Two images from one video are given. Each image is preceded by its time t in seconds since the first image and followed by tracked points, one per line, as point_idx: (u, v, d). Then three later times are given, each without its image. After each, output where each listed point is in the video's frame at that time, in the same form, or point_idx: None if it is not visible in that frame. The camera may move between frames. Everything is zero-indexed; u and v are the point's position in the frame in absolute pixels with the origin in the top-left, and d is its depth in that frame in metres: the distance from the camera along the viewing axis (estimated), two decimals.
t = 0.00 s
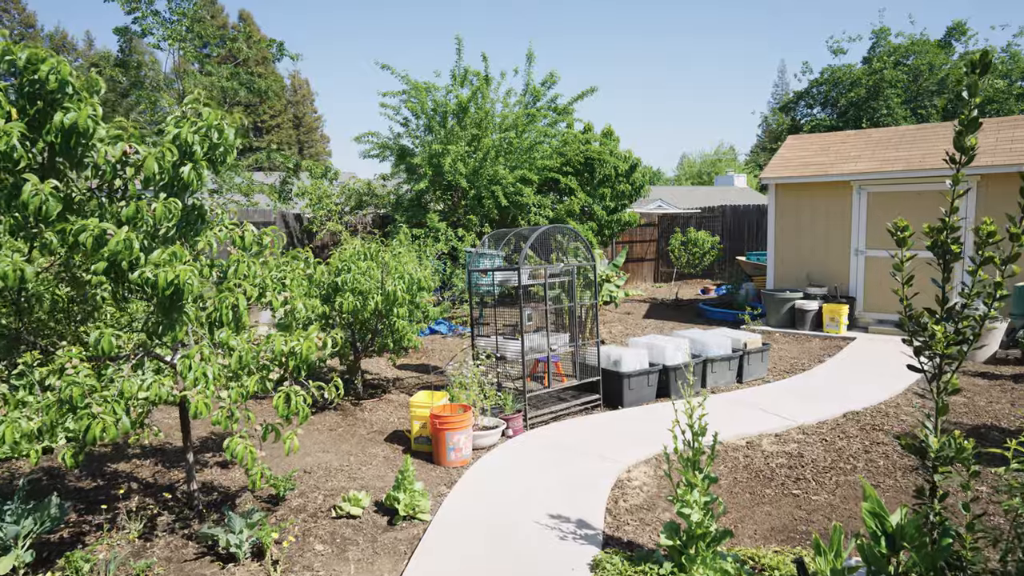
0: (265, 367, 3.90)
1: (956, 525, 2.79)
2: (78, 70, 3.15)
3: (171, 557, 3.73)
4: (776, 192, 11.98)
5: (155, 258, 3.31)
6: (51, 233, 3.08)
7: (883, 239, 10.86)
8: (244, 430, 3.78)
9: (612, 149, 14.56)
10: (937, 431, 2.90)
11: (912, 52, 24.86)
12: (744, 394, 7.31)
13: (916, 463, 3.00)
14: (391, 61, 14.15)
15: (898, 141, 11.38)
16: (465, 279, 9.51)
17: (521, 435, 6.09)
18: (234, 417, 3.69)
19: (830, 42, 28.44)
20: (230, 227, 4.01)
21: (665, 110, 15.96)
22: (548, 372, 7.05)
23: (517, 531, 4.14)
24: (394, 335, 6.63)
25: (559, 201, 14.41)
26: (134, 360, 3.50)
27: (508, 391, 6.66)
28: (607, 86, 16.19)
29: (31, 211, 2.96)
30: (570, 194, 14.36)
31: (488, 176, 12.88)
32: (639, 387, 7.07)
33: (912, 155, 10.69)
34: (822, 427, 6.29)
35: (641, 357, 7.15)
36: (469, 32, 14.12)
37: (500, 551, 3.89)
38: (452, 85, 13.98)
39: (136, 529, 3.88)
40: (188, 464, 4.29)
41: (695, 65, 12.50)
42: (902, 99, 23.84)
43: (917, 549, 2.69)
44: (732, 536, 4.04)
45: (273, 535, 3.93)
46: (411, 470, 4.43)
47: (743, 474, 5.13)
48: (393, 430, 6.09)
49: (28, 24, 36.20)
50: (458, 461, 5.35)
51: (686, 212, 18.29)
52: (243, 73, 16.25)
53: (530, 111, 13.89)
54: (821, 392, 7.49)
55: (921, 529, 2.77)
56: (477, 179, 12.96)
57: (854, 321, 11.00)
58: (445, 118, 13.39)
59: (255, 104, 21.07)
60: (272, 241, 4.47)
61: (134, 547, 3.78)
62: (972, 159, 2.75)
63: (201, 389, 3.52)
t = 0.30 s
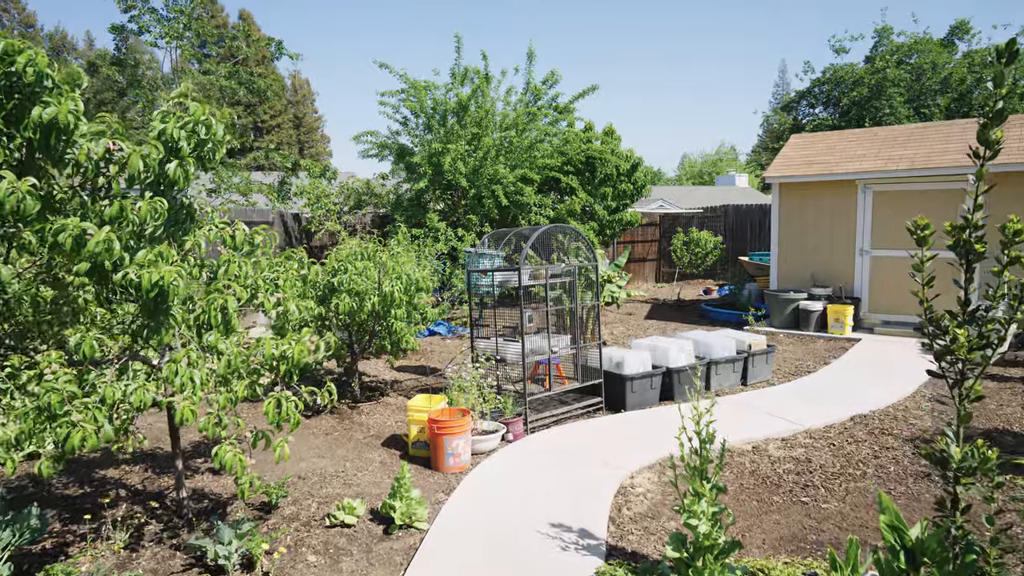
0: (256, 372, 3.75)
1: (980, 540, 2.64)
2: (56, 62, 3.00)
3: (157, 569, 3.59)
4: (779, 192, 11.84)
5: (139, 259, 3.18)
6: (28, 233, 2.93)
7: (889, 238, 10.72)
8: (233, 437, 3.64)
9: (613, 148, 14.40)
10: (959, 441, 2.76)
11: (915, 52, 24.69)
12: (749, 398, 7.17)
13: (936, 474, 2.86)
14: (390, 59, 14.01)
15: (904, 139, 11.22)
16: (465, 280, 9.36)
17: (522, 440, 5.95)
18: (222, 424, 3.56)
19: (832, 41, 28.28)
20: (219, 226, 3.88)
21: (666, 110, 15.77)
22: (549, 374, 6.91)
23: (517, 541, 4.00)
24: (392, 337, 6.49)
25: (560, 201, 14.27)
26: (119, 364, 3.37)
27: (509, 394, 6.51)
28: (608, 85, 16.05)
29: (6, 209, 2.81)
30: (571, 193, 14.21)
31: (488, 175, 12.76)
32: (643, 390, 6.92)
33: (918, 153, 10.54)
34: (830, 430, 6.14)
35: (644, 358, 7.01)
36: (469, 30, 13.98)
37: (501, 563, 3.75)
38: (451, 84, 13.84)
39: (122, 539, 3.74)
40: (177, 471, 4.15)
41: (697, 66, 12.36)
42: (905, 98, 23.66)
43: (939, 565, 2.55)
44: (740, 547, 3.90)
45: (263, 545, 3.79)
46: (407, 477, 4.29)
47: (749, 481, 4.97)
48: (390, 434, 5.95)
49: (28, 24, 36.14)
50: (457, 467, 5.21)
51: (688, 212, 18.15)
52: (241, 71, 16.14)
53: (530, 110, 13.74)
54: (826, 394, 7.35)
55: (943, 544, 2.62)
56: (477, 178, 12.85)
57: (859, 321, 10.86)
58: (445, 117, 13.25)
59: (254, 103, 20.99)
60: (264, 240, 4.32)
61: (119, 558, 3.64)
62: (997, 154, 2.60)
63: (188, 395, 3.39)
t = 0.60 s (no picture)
0: (248, 378, 3.58)
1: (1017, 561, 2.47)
2: (34, 51, 2.84)
3: None
4: (785, 191, 11.68)
5: (123, 259, 3.01)
6: (3, 232, 2.76)
7: (896, 238, 10.55)
8: (223, 447, 3.47)
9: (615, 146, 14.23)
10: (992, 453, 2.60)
11: (919, 50, 24.51)
12: (755, 401, 7.01)
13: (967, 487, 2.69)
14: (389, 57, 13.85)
15: (912, 137, 11.05)
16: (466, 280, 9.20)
17: (524, 445, 5.79)
18: (212, 432, 3.41)
19: (835, 39, 28.09)
20: (212, 225, 3.74)
21: (668, 110, 15.60)
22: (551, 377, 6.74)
23: (519, 553, 3.84)
24: (391, 339, 6.33)
25: (561, 200, 14.10)
26: (103, 370, 3.21)
27: (511, 398, 6.35)
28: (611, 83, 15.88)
29: None
30: (573, 193, 14.04)
31: (489, 174, 12.62)
32: (648, 393, 6.75)
33: (926, 152, 10.37)
34: (840, 436, 5.98)
35: (649, 361, 6.84)
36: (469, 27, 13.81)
37: None
38: (452, 82, 13.68)
39: (107, 552, 3.58)
40: (167, 479, 4.00)
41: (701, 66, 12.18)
42: (909, 97, 23.46)
43: None
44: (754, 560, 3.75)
45: (255, 557, 3.63)
46: (407, 486, 4.13)
47: (758, 489, 4.81)
48: (389, 439, 5.79)
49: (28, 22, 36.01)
50: (457, 475, 5.04)
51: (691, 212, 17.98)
52: (240, 69, 16.02)
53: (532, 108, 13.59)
54: (833, 397, 7.20)
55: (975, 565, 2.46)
56: (478, 177, 12.69)
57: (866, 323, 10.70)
58: (445, 115, 13.11)
59: (254, 101, 20.86)
60: (258, 240, 4.16)
61: (104, 572, 3.49)
62: None
63: (175, 402, 3.24)
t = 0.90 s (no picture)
0: (242, 388, 3.43)
1: None
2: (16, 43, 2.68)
3: None
4: (791, 191, 11.52)
5: (110, 263, 2.86)
6: None
7: (904, 239, 10.40)
8: (217, 460, 3.32)
9: (619, 146, 13.97)
10: None
11: (923, 49, 24.35)
12: (763, 406, 6.86)
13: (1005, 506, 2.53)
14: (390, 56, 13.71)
15: (921, 136, 10.89)
16: (468, 282, 9.07)
17: (528, 453, 5.64)
18: (205, 444, 3.25)
19: (839, 38, 27.92)
20: (206, 227, 3.59)
21: (672, 109, 15.44)
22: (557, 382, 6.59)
23: (525, 569, 3.69)
24: (392, 344, 6.18)
25: (564, 201, 13.96)
26: (90, 380, 3.06)
27: (515, 403, 6.21)
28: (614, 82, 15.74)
29: None
30: (575, 193, 13.90)
31: (491, 174, 12.48)
32: (655, 398, 6.60)
33: (936, 151, 10.22)
34: (852, 443, 5.83)
35: (655, 366, 6.69)
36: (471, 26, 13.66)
37: None
38: (453, 81, 13.54)
39: (96, 569, 3.43)
40: (159, 490, 3.85)
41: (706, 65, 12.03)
42: (913, 96, 23.29)
43: None
44: None
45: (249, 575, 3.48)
46: (409, 498, 3.98)
47: (772, 499, 4.65)
48: (390, 447, 5.64)
49: (29, 22, 35.89)
50: (460, 484, 4.90)
51: (694, 212, 17.85)
52: (239, 69, 15.88)
53: (534, 108, 13.44)
54: (843, 402, 7.04)
55: None
56: (480, 177, 12.52)
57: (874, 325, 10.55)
58: (447, 114, 12.96)
59: (255, 101, 20.73)
60: (254, 242, 4.01)
61: None
62: None
63: (166, 413, 3.08)
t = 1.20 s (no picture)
0: (234, 394, 3.29)
1: None
2: None
3: None
4: (796, 190, 11.37)
5: (92, 262, 2.72)
6: None
7: (911, 238, 10.26)
8: (207, 468, 3.18)
9: (621, 144, 13.81)
10: None
11: (927, 47, 24.15)
12: (770, 410, 6.71)
13: None
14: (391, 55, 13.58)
15: (928, 135, 10.73)
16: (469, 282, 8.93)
17: (530, 458, 5.50)
18: (193, 452, 3.11)
19: (842, 37, 27.74)
20: (197, 226, 3.46)
21: (675, 108, 15.29)
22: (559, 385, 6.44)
23: None
24: (391, 346, 6.04)
25: (566, 200, 13.82)
26: (73, 385, 2.92)
27: (517, 407, 6.07)
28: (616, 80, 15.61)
29: None
30: (577, 192, 13.77)
31: (491, 173, 12.35)
32: (660, 401, 6.46)
33: (943, 150, 10.07)
34: (862, 447, 5.68)
35: (660, 368, 6.55)
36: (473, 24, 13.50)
37: None
38: (454, 79, 13.41)
39: None
40: (149, 498, 3.71)
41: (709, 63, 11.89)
42: (917, 95, 23.13)
43: None
44: None
45: None
46: (407, 506, 3.84)
47: (782, 508, 4.50)
48: (389, 451, 5.50)
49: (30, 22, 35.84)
50: (460, 490, 4.76)
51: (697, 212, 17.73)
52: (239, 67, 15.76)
53: (535, 106, 13.30)
54: (851, 406, 6.89)
55: None
56: (481, 176, 12.39)
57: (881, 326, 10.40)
58: (447, 113, 12.83)
59: (255, 100, 20.61)
60: (246, 242, 3.87)
61: None
62: None
63: (152, 420, 2.94)
